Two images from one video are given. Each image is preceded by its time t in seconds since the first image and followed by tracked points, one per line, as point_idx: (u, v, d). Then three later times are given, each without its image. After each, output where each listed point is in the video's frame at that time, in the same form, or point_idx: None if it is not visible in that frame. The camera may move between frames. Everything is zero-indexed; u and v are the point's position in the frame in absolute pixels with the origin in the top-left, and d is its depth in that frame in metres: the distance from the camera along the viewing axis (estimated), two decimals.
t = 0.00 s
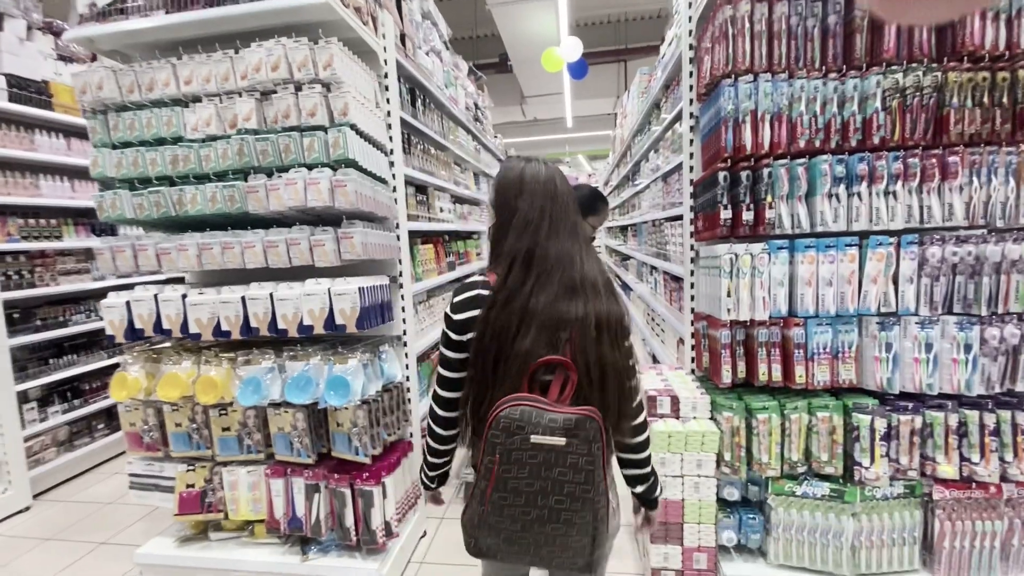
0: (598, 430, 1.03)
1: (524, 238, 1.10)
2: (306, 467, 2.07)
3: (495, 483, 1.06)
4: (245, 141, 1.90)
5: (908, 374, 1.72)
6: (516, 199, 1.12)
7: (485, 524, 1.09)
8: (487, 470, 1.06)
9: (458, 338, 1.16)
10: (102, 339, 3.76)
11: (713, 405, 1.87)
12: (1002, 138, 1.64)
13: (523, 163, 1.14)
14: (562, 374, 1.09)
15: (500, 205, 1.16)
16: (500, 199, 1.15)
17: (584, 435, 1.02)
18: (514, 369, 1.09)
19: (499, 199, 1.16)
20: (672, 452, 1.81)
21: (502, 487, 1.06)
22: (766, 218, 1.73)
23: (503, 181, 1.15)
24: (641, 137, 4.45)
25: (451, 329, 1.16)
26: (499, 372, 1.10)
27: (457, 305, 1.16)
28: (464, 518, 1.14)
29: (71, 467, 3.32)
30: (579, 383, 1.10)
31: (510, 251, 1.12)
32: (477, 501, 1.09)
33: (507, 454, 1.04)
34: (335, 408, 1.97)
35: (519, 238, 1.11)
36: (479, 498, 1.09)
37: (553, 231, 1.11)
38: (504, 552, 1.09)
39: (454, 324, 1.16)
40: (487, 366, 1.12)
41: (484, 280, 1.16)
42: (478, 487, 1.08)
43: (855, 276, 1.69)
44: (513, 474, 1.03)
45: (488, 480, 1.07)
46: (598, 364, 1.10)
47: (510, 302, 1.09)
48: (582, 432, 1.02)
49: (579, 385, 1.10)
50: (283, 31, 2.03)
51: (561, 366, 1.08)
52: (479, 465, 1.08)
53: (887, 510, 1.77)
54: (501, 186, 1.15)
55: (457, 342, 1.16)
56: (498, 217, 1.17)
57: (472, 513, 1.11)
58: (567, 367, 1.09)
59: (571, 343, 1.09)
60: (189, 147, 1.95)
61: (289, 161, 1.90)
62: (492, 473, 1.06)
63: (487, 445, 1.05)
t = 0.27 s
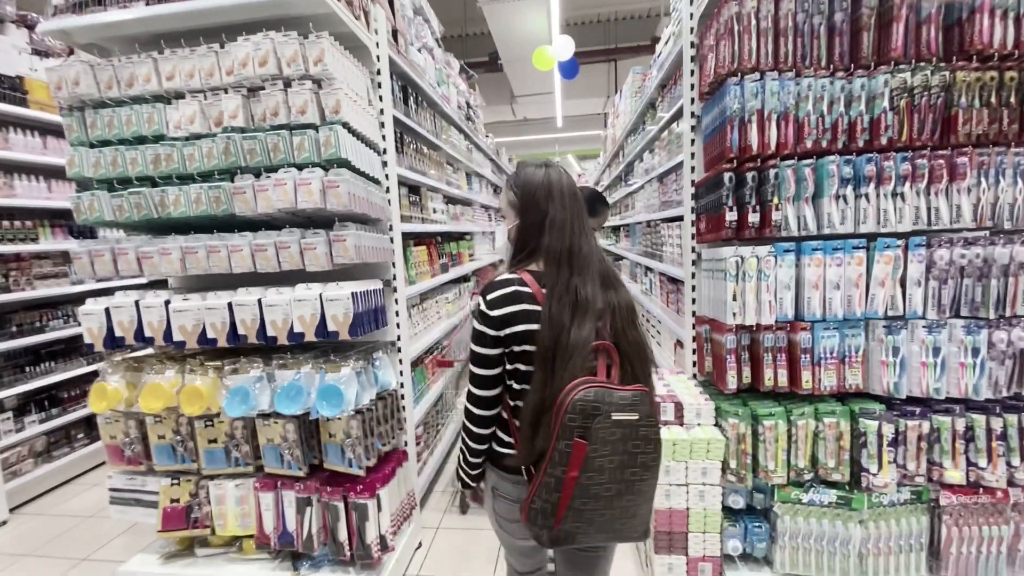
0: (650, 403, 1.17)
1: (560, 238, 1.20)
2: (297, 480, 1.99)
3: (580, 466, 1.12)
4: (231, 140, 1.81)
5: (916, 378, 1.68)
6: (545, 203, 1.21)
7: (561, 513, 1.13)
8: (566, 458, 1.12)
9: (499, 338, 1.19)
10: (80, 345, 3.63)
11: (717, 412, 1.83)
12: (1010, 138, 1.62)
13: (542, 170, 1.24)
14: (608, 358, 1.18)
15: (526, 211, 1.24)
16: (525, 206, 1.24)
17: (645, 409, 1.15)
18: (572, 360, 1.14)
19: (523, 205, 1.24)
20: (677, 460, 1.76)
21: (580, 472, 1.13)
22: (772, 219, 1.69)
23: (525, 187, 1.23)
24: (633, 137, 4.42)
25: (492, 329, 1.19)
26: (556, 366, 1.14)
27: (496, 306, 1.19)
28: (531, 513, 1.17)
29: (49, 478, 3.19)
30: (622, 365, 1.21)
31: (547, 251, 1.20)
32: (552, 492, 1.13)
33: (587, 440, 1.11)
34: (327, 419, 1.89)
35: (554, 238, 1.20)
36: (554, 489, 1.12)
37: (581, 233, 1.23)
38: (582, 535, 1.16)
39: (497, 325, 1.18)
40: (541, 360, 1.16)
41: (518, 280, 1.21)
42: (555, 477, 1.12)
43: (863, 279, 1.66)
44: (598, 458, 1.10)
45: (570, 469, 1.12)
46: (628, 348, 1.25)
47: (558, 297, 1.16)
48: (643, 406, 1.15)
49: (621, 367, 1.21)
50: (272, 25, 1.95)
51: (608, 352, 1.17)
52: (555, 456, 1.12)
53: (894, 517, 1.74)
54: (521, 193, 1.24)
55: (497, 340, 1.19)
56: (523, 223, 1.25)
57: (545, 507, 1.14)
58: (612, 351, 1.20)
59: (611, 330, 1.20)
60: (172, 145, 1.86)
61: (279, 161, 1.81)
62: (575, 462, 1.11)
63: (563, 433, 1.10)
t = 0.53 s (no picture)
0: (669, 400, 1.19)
1: (590, 248, 1.22)
2: (306, 492, 1.94)
3: (604, 456, 1.13)
4: (240, 145, 1.78)
5: (941, 388, 1.64)
6: (576, 214, 1.24)
7: (587, 500, 1.15)
8: (592, 448, 1.12)
9: (532, 341, 1.18)
10: (82, 353, 3.57)
11: (737, 422, 1.79)
12: None
13: (572, 184, 1.26)
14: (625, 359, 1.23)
15: (555, 221, 1.26)
16: (555, 217, 1.25)
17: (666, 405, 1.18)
18: (598, 361, 1.17)
19: (554, 215, 1.26)
20: (696, 472, 1.72)
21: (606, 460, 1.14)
22: (794, 225, 1.66)
23: (557, 200, 1.25)
24: (639, 141, 4.39)
25: (525, 331, 1.18)
26: (582, 367, 1.17)
27: (531, 310, 1.18)
28: (558, 503, 1.17)
29: (50, 488, 3.13)
30: (636, 366, 1.26)
31: (577, 260, 1.23)
32: (577, 481, 1.14)
33: (613, 430, 1.12)
34: (336, 430, 1.85)
35: (583, 249, 1.23)
36: (581, 477, 1.13)
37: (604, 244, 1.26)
38: (605, 521, 1.17)
39: (531, 328, 1.17)
40: (569, 362, 1.18)
41: (548, 286, 1.21)
42: (581, 468, 1.13)
43: (887, 287, 1.62)
44: (622, 450, 1.12)
45: (595, 459, 1.12)
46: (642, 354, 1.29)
47: (588, 303, 1.18)
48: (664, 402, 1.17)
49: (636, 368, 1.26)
50: (282, 27, 1.92)
51: (626, 353, 1.22)
52: (581, 447, 1.13)
53: (920, 529, 1.69)
54: (552, 205, 1.26)
55: (530, 342, 1.18)
56: (552, 233, 1.26)
57: (570, 495, 1.15)
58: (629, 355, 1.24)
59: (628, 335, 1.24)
60: (179, 150, 1.83)
61: (288, 166, 1.78)
62: (602, 452, 1.12)
63: (590, 428, 1.11)
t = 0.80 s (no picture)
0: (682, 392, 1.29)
1: (613, 250, 1.28)
2: (327, 494, 1.95)
3: (626, 439, 1.23)
4: (265, 149, 1.79)
5: (980, 397, 1.58)
6: (601, 217, 1.28)
7: (608, 480, 1.24)
8: (613, 433, 1.22)
9: (559, 334, 1.24)
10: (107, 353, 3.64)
11: (765, 430, 1.75)
12: None
13: (598, 189, 1.30)
14: (643, 354, 1.30)
15: (580, 222, 1.30)
16: (581, 219, 1.30)
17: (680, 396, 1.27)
18: (619, 355, 1.24)
19: (579, 218, 1.30)
20: (722, 480, 1.69)
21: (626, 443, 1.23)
22: (824, 228, 1.62)
23: (582, 203, 1.29)
24: (658, 144, 4.35)
25: (552, 325, 1.24)
26: (602, 361, 1.24)
27: (558, 306, 1.24)
28: (580, 483, 1.26)
29: (74, 487, 3.18)
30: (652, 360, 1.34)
31: (600, 260, 1.28)
32: (599, 463, 1.23)
33: (633, 416, 1.21)
34: (358, 432, 1.85)
35: (606, 251, 1.28)
36: (603, 459, 1.22)
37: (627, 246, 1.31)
38: (623, 498, 1.28)
39: (557, 323, 1.23)
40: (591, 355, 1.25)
41: (574, 284, 1.27)
42: (603, 451, 1.22)
43: (923, 292, 1.58)
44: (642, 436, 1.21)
45: (616, 443, 1.22)
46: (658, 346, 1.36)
47: (610, 301, 1.23)
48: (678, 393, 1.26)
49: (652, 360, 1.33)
50: (306, 32, 1.94)
51: (644, 348, 1.29)
52: (603, 432, 1.22)
53: (956, 543, 1.64)
54: (577, 208, 1.30)
55: (557, 336, 1.25)
56: (577, 234, 1.31)
57: (592, 475, 1.24)
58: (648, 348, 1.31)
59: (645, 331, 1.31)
60: (205, 154, 1.85)
61: (312, 170, 1.79)
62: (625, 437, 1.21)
63: (612, 416, 1.20)
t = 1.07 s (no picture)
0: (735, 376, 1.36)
1: (660, 244, 1.33)
2: (361, 491, 1.97)
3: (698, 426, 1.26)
4: (303, 150, 1.82)
5: None
6: (646, 213, 1.34)
7: (684, 469, 1.27)
8: (688, 421, 1.26)
9: (617, 329, 1.27)
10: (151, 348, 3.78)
11: (808, 437, 1.69)
12: None
13: (640, 186, 1.35)
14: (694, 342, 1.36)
15: (626, 220, 1.35)
16: (625, 216, 1.35)
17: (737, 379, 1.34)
18: (677, 344, 1.30)
19: (623, 215, 1.35)
20: (763, 488, 1.64)
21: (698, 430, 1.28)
22: (874, 228, 1.55)
23: (626, 200, 1.34)
24: (691, 141, 4.26)
25: (611, 321, 1.26)
26: (663, 351, 1.28)
27: (614, 301, 1.26)
28: (654, 474, 1.28)
29: (119, 476, 3.32)
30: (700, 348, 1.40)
31: (648, 254, 1.33)
32: (673, 451, 1.26)
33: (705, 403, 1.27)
34: (391, 430, 1.86)
35: (653, 245, 1.34)
36: (678, 448, 1.26)
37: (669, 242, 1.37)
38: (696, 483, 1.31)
39: (616, 318, 1.26)
40: (651, 347, 1.29)
41: (627, 279, 1.30)
42: (677, 439, 1.26)
43: (983, 296, 1.49)
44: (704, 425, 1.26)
45: (691, 430, 1.26)
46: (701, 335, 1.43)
47: (664, 294, 1.29)
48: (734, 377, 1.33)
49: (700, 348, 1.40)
50: (343, 33, 1.96)
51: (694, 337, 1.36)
52: (676, 420, 1.26)
53: (1017, 562, 1.55)
54: (621, 205, 1.35)
55: (615, 331, 1.27)
56: (622, 231, 1.36)
57: (668, 465, 1.26)
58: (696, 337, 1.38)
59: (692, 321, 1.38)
60: (246, 155, 1.89)
61: (349, 170, 1.80)
62: (701, 426, 1.25)
63: (686, 404, 1.25)
